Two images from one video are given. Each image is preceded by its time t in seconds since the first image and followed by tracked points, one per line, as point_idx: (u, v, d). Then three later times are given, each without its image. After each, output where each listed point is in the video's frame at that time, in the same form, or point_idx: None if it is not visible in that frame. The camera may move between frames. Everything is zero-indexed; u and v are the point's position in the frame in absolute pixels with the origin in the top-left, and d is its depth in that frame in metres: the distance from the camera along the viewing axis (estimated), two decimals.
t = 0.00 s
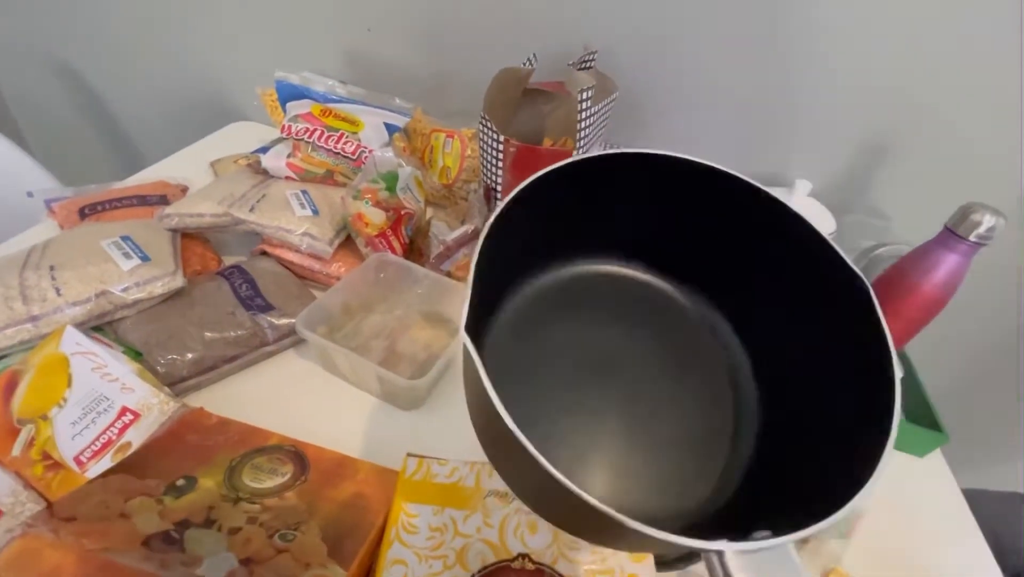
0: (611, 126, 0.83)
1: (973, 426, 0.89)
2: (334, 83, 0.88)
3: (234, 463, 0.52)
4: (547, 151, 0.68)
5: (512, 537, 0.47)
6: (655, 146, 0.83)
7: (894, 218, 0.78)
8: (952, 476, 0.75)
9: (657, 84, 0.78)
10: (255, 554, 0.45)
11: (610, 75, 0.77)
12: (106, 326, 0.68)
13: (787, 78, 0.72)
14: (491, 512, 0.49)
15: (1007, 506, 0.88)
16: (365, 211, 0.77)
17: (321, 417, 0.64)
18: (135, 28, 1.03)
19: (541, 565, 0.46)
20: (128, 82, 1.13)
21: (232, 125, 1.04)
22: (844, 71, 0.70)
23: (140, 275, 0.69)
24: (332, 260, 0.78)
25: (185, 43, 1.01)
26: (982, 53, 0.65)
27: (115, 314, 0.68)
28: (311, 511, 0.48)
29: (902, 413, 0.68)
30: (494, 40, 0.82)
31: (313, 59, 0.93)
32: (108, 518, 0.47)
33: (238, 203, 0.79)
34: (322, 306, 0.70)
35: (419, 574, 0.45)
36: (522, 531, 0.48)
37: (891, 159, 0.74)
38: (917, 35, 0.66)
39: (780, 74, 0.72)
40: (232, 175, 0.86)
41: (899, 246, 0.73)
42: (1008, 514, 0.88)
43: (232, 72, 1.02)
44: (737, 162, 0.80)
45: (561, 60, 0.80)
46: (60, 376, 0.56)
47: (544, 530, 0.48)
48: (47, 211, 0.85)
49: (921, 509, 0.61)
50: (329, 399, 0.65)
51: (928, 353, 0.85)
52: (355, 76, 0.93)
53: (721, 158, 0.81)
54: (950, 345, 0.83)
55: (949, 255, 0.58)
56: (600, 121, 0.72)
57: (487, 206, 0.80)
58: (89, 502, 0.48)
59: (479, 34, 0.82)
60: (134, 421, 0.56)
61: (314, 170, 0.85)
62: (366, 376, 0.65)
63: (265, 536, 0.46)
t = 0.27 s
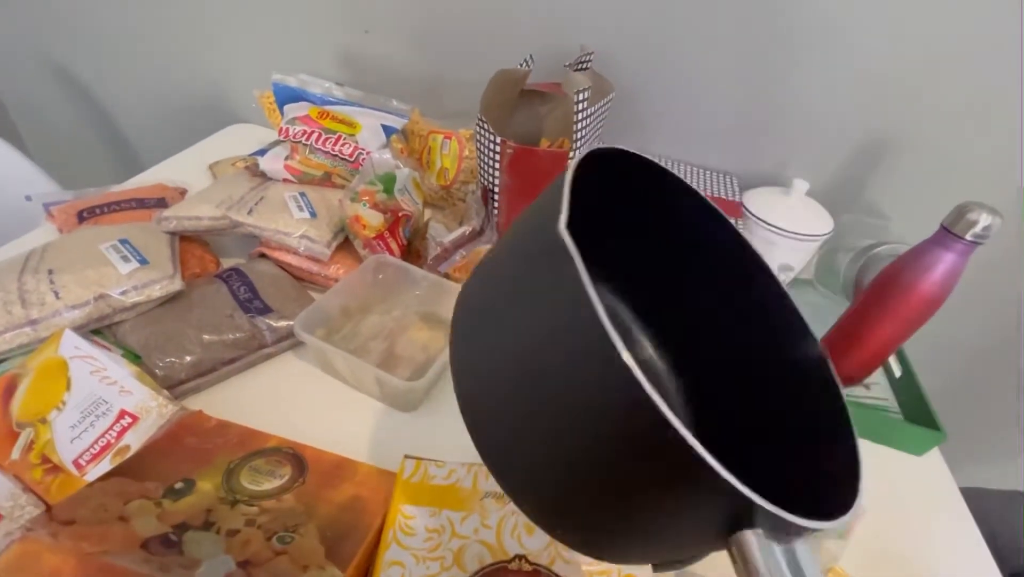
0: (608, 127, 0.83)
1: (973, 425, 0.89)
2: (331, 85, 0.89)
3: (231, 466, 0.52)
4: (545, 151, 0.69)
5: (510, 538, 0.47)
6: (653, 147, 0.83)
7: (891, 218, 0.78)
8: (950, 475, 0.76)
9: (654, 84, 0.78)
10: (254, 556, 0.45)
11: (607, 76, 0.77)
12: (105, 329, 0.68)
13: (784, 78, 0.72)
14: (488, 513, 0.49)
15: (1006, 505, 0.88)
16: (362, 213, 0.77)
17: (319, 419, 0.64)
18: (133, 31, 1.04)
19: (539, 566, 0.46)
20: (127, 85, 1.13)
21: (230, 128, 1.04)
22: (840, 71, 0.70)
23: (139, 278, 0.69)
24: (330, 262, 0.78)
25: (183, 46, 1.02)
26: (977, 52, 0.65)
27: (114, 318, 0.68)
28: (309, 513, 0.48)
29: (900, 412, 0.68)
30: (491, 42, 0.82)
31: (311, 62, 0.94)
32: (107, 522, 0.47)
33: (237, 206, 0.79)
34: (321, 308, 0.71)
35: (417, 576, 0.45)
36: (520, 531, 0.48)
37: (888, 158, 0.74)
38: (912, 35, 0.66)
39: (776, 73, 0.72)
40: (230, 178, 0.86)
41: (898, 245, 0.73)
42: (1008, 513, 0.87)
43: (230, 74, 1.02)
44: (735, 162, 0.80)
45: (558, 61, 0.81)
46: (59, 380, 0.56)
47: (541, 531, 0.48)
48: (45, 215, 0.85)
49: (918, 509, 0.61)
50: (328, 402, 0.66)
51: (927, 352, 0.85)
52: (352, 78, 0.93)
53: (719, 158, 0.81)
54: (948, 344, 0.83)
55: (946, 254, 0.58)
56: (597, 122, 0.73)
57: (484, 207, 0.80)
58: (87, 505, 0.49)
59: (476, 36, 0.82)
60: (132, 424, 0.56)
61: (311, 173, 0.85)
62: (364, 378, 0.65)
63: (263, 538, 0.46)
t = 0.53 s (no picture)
0: (609, 126, 0.83)
1: (976, 423, 0.89)
2: (332, 85, 0.89)
3: (234, 465, 0.52)
4: (545, 149, 0.69)
5: (512, 538, 0.47)
6: (654, 145, 0.83)
7: (894, 216, 0.77)
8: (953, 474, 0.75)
9: (656, 82, 0.77)
10: (256, 555, 0.45)
11: (608, 74, 0.77)
12: (108, 329, 0.68)
13: (787, 76, 0.72)
14: (491, 513, 0.49)
15: (1009, 503, 0.88)
16: (364, 212, 0.77)
17: (321, 418, 0.64)
18: (134, 31, 1.04)
19: (542, 565, 0.46)
20: (127, 85, 1.13)
21: (231, 127, 1.04)
22: (843, 69, 0.70)
23: (141, 278, 0.69)
24: (332, 261, 0.78)
25: (183, 46, 1.02)
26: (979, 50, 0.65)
27: (116, 317, 0.68)
28: (312, 512, 0.48)
29: (903, 411, 0.68)
30: (492, 40, 0.82)
31: (312, 61, 0.94)
32: (110, 521, 0.47)
33: (238, 205, 0.79)
34: (323, 307, 0.71)
35: (420, 574, 0.45)
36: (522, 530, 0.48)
37: (890, 156, 0.74)
38: (914, 32, 0.65)
39: (777, 71, 0.72)
40: (231, 177, 0.86)
41: (901, 244, 0.73)
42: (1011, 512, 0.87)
43: (231, 74, 1.02)
44: (736, 160, 0.80)
45: (559, 59, 0.80)
46: (62, 379, 0.56)
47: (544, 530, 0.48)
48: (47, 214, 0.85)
49: (920, 509, 0.61)
50: (330, 401, 0.66)
51: (929, 350, 0.85)
52: (353, 77, 0.93)
53: (720, 156, 0.80)
54: (951, 341, 0.83)
55: (949, 252, 0.57)
56: (599, 121, 0.72)
57: (485, 206, 0.79)
58: (90, 504, 0.49)
59: (477, 34, 0.82)
60: (136, 423, 0.56)
61: (313, 171, 0.85)
62: (366, 377, 0.65)
63: (266, 537, 0.46)
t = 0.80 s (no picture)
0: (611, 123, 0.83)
1: (979, 420, 0.89)
2: (333, 82, 0.88)
3: (236, 462, 0.52)
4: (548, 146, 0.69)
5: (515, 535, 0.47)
6: (656, 142, 0.82)
7: (897, 214, 0.77)
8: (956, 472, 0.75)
9: (658, 79, 0.77)
10: (258, 552, 0.45)
11: (610, 71, 0.77)
12: (109, 326, 0.68)
13: (789, 74, 0.72)
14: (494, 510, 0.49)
15: (1012, 501, 0.88)
16: (365, 210, 0.77)
17: (323, 415, 0.64)
18: (134, 29, 1.03)
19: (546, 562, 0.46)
20: (128, 82, 1.13)
21: (232, 125, 1.04)
22: (845, 66, 0.70)
23: (142, 275, 0.69)
24: (333, 258, 0.78)
25: (184, 43, 1.01)
26: (983, 47, 0.64)
27: (117, 314, 0.68)
28: (314, 509, 0.48)
29: (905, 409, 0.67)
30: (494, 37, 0.82)
31: (313, 58, 0.93)
32: (112, 517, 0.47)
33: (239, 203, 0.79)
34: (324, 305, 0.71)
35: (423, 571, 0.45)
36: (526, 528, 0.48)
37: (892, 154, 0.74)
38: (917, 29, 0.65)
39: (780, 69, 0.72)
40: (233, 175, 0.86)
41: (903, 242, 0.73)
42: (1015, 510, 0.87)
43: (231, 71, 1.01)
44: (738, 157, 0.80)
45: (560, 56, 0.80)
46: (63, 376, 0.56)
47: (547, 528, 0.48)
48: (48, 212, 0.85)
49: (924, 508, 0.61)
50: (331, 399, 0.66)
51: (932, 348, 0.84)
52: (354, 74, 0.93)
53: (723, 153, 0.80)
54: (953, 339, 0.82)
55: (953, 249, 0.57)
56: (601, 118, 0.72)
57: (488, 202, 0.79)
58: (92, 501, 0.48)
59: (478, 31, 0.82)
60: (137, 420, 0.56)
61: (314, 169, 0.85)
62: (368, 374, 0.65)
63: (268, 534, 0.46)
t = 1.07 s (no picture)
0: (611, 121, 0.83)
1: (977, 419, 0.89)
2: (334, 80, 0.88)
3: (236, 459, 0.52)
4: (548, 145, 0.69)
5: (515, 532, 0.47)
6: (656, 141, 0.83)
7: (896, 213, 0.77)
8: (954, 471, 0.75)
9: (658, 78, 0.77)
10: (258, 549, 0.45)
11: (610, 70, 0.77)
12: (109, 323, 0.68)
13: (789, 73, 0.72)
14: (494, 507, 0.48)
15: (1009, 500, 0.88)
16: (366, 208, 0.77)
17: (323, 414, 0.64)
18: (134, 26, 1.03)
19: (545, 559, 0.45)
20: (128, 80, 1.13)
21: (232, 122, 1.04)
22: (846, 66, 0.70)
23: (142, 272, 0.69)
24: (333, 256, 0.78)
25: (183, 40, 1.01)
26: (982, 47, 0.64)
27: (117, 312, 0.68)
28: (314, 507, 0.48)
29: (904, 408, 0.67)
30: (495, 35, 0.82)
31: (313, 57, 0.93)
32: (112, 514, 0.47)
33: (239, 200, 0.79)
34: (323, 303, 0.71)
35: (422, 569, 0.45)
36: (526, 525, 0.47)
37: (892, 153, 0.74)
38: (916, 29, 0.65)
39: (779, 68, 0.72)
40: (233, 172, 0.86)
41: (901, 242, 0.74)
42: (1011, 508, 0.87)
43: (232, 69, 1.01)
44: (738, 156, 0.80)
45: (561, 55, 0.80)
46: (62, 373, 0.56)
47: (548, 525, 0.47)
48: (48, 209, 0.85)
49: (924, 507, 0.61)
50: (331, 397, 0.66)
51: (930, 347, 0.85)
52: (354, 73, 0.93)
53: (722, 153, 0.80)
54: (952, 339, 0.83)
55: (953, 248, 0.57)
56: (600, 117, 0.72)
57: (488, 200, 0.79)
58: (92, 498, 0.48)
59: (478, 30, 0.82)
60: (137, 417, 0.56)
61: (315, 167, 0.85)
62: (367, 371, 0.65)
63: (268, 531, 0.46)
